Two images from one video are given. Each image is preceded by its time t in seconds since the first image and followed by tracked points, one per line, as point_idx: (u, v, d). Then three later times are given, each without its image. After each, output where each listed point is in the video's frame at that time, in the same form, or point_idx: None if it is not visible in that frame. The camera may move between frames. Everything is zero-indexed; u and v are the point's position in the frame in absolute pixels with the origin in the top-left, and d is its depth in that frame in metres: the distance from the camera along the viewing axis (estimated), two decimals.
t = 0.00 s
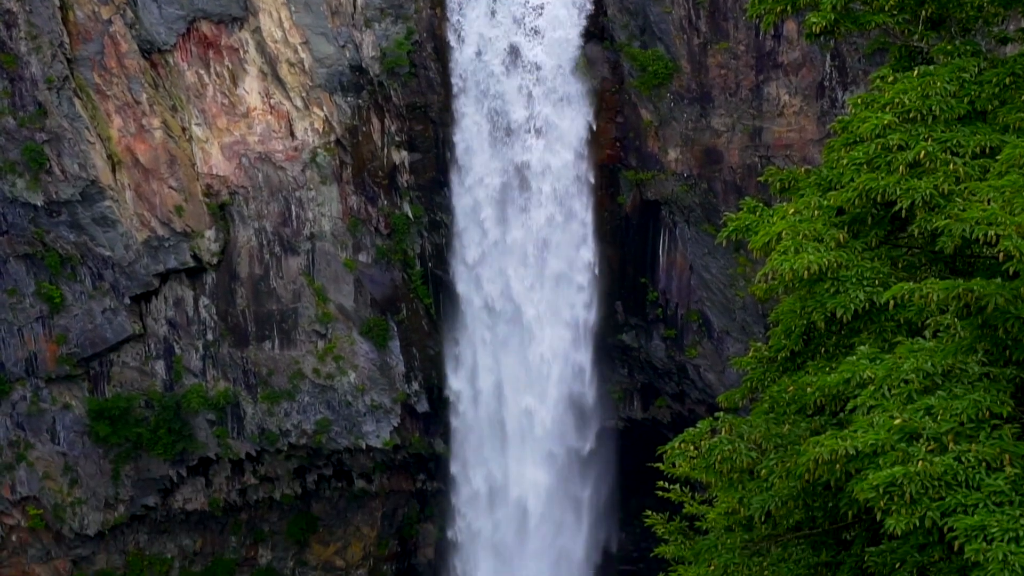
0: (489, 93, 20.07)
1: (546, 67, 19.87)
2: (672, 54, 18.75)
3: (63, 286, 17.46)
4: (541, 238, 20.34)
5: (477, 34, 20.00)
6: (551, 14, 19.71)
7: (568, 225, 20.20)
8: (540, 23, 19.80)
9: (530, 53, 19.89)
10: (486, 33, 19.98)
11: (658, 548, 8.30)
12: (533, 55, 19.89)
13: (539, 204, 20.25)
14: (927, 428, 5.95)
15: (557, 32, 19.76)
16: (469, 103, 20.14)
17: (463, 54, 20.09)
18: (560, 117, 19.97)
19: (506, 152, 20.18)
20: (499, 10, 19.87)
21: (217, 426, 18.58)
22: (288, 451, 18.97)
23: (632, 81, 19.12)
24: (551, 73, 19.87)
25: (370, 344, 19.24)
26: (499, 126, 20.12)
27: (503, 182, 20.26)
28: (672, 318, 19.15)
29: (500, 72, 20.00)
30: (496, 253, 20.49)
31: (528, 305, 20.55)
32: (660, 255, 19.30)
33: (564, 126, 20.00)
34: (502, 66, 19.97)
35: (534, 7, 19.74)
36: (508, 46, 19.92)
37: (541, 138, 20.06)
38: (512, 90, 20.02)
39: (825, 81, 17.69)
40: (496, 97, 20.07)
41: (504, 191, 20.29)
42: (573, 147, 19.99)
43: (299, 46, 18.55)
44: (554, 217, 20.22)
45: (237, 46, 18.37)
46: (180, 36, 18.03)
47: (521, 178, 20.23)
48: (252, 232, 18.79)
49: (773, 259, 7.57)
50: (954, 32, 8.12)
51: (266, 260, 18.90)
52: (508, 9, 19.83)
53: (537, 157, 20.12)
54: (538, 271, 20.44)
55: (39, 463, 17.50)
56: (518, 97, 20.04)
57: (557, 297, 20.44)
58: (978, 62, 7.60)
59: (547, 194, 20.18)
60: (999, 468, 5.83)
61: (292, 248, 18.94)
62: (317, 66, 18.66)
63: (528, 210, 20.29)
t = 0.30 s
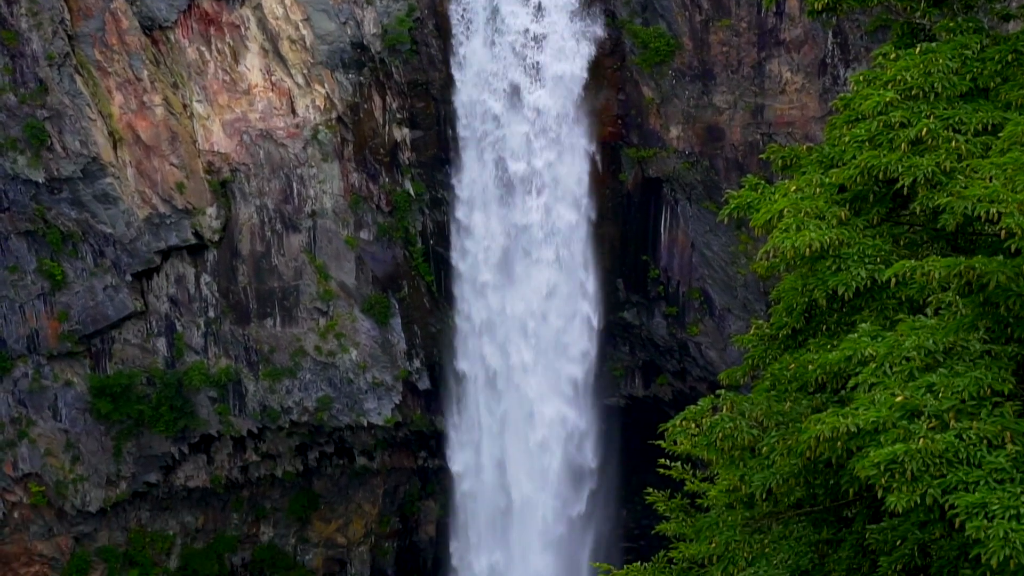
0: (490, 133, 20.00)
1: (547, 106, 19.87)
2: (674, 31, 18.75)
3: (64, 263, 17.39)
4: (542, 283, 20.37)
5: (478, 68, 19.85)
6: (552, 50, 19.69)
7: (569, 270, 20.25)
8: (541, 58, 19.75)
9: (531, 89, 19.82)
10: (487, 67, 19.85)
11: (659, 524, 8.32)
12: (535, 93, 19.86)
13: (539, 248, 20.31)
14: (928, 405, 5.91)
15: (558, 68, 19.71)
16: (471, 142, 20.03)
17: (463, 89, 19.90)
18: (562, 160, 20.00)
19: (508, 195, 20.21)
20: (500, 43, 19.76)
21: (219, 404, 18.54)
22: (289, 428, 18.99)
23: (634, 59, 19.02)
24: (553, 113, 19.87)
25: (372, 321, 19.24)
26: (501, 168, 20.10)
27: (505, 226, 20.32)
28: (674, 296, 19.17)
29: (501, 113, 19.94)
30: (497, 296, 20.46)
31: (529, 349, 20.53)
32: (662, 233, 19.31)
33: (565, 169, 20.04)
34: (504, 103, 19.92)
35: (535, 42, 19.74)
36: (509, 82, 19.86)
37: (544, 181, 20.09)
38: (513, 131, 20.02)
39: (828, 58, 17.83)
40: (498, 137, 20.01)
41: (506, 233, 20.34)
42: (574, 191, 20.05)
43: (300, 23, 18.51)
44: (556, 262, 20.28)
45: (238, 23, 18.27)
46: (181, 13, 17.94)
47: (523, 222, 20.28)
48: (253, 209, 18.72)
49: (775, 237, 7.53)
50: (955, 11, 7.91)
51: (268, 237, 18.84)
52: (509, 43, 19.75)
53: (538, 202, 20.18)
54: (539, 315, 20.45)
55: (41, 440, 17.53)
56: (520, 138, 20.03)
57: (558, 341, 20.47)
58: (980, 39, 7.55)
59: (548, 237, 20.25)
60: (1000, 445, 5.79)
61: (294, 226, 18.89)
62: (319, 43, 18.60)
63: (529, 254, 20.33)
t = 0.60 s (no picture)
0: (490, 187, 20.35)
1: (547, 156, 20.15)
2: (675, 10, 18.73)
3: (65, 242, 17.39)
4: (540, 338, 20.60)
5: (479, 117, 20.14)
6: (551, 96, 19.93)
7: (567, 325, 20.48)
8: (540, 104, 20.00)
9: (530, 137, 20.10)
10: (488, 116, 20.13)
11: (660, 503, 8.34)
12: (534, 142, 20.14)
13: (538, 300, 20.58)
14: (929, 385, 5.86)
15: (557, 115, 19.93)
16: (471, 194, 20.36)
17: (464, 136, 20.17)
18: (560, 213, 20.31)
19: (508, 250, 20.53)
20: (501, 90, 20.03)
21: (220, 382, 18.53)
22: (290, 408, 18.94)
23: (634, 38, 19.00)
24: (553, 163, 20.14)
25: (372, 301, 19.26)
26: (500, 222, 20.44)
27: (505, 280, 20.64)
28: (675, 276, 19.08)
29: (501, 164, 20.26)
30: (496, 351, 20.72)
31: (529, 401, 20.78)
32: (663, 211, 19.19)
33: (564, 224, 20.34)
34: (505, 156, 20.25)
35: (535, 86, 19.97)
36: (509, 130, 20.15)
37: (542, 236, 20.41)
38: (513, 185, 20.35)
39: (829, 37, 17.78)
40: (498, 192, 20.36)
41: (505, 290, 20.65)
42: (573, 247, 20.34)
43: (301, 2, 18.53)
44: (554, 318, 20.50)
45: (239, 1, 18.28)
46: None
47: (522, 271, 20.60)
48: (254, 188, 18.67)
49: (776, 216, 7.53)
50: None
51: (269, 216, 18.79)
52: (508, 89, 20.02)
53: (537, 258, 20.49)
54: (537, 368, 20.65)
55: (43, 419, 17.55)
56: (520, 192, 20.38)
57: (555, 394, 20.68)
58: (981, 18, 7.52)
59: (547, 292, 20.51)
60: (1000, 425, 5.73)
61: (294, 205, 18.85)
62: (319, 22, 18.63)
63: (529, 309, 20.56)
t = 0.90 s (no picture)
0: (489, 249, 20.52)
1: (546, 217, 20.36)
2: None
3: (64, 220, 17.34)
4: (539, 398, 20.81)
5: (479, 174, 20.24)
6: (551, 153, 20.08)
7: (565, 386, 20.73)
8: (540, 162, 20.14)
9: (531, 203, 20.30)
10: (487, 174, 20.23)
11: (660, 481, 8.42)
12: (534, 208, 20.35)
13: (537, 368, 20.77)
14: (929, 362, 5.84)
15: (557, 173, 20.12)
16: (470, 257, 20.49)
17: (463, 194, 20.26)
18: (559, 273, 20.52)
19: (507, 310, 20.69)
20: (500, 146, 20.12)
21: (220, 360, 18.53)
22: (290, 385, 18.96)
23: (634, 15, 18.95)
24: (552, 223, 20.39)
25: (372, 279, 19.21)
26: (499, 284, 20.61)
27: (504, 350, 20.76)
28: (675, 254, 19.12)
29: (501, 232, 20.48)
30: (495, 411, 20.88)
31: (527, 469, 20.94)
32: (663, 189, 19.24)
33: (563, 286, 20.54)
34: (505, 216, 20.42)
35: (535, 141, 20.09)
36: (509, 196, 20.32)
37: (541, 297, 20.62)
38: (512, 247, 20.55)
39: (829, 15, 17.80)
40: (497, 254, 20.54)
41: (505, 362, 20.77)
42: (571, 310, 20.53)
43: None
44: (553, 379, 20.76)
45: None
46: None
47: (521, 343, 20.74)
48: (253, 165, 18.58)
49: (775, 194, 7.51)
50: None
51: (268, 194, 18.71)
52: (507, 145, 20.13)
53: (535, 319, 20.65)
54: (536, 425, 20.85)
55: (42, 396, 17.64)
56: (519, 254, 20.58)
57: (554, 451, 20.94)
58: None
59: (546, 353, 20.71)
60: (1000, 402, 5.72)
61: (294, 182, 18.77)
62: None
63: (526, 376, 20.75)
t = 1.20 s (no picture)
0: (488, 311, 20.68)
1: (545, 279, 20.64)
2: None
3: (62, 193, 17.13)
4: (537, 456, 21.12)
5: (478, 233, 20.49)
6: (550, 210, 20.42)
7: (563, 445, 21.10)
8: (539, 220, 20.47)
9: (531, 277, 20.62)
10: (486, 235, 20.51)
11: (657, 455, 8.47)
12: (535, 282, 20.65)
13: (535, 438, 21.11)
14: (926, 336, 5.80)
15: (556, 233, 20.47)
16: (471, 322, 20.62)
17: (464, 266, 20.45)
18: (558, 336, 20.79)
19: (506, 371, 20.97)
20: (500, 204, 20.44)
21: (218, 334, 18.42)
22: (288, 359, 18.91)
23: None
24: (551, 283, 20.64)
25: (369, 252, 19.21)
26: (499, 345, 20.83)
27: (504, 422, 21.11)
28: (673, 227, 19.17)
29: (502, 305, 20.70)
30: (494, 469, 21.21)
31: (524, 540, 21.08)
32: (661, 161, 19.30)
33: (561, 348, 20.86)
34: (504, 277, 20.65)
35: (535, 205, 20.43)
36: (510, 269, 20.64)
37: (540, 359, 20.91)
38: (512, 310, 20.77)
39: None
40: (497, 316, 20.70)
41: (505, 433, 21.13)
42: (569, 370, 20.93)
43: None
44: (551, 437, 21.10)
45: None
46: None
47: (520, 414, 21.04)
48: (251, 139, 18.44)
49: (774, 167, 7.47)
50: None
51: (266, 167, 18.62)
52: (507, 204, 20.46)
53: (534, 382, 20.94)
54: (533, 497, 21.11)
55: (40, 369, 17.46)
56: (518, 317, 20.81)
57: (551, 516, 21.11)
58: None
59: (544, 411, 21.05)
60: (997, 376, 5.70)
61: (291, 155, 18.70)
62: None
63: (525, 447, 21.10)
